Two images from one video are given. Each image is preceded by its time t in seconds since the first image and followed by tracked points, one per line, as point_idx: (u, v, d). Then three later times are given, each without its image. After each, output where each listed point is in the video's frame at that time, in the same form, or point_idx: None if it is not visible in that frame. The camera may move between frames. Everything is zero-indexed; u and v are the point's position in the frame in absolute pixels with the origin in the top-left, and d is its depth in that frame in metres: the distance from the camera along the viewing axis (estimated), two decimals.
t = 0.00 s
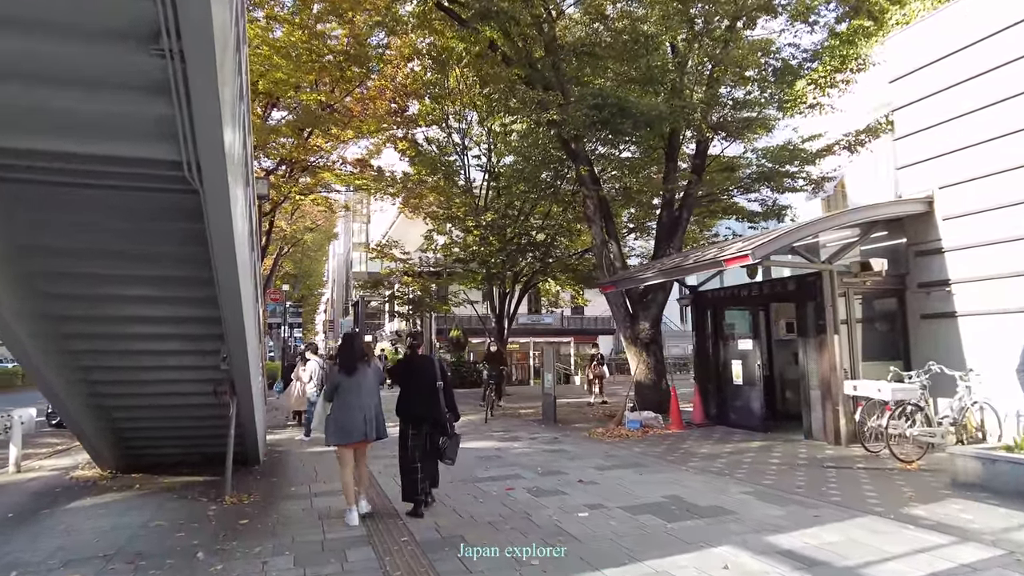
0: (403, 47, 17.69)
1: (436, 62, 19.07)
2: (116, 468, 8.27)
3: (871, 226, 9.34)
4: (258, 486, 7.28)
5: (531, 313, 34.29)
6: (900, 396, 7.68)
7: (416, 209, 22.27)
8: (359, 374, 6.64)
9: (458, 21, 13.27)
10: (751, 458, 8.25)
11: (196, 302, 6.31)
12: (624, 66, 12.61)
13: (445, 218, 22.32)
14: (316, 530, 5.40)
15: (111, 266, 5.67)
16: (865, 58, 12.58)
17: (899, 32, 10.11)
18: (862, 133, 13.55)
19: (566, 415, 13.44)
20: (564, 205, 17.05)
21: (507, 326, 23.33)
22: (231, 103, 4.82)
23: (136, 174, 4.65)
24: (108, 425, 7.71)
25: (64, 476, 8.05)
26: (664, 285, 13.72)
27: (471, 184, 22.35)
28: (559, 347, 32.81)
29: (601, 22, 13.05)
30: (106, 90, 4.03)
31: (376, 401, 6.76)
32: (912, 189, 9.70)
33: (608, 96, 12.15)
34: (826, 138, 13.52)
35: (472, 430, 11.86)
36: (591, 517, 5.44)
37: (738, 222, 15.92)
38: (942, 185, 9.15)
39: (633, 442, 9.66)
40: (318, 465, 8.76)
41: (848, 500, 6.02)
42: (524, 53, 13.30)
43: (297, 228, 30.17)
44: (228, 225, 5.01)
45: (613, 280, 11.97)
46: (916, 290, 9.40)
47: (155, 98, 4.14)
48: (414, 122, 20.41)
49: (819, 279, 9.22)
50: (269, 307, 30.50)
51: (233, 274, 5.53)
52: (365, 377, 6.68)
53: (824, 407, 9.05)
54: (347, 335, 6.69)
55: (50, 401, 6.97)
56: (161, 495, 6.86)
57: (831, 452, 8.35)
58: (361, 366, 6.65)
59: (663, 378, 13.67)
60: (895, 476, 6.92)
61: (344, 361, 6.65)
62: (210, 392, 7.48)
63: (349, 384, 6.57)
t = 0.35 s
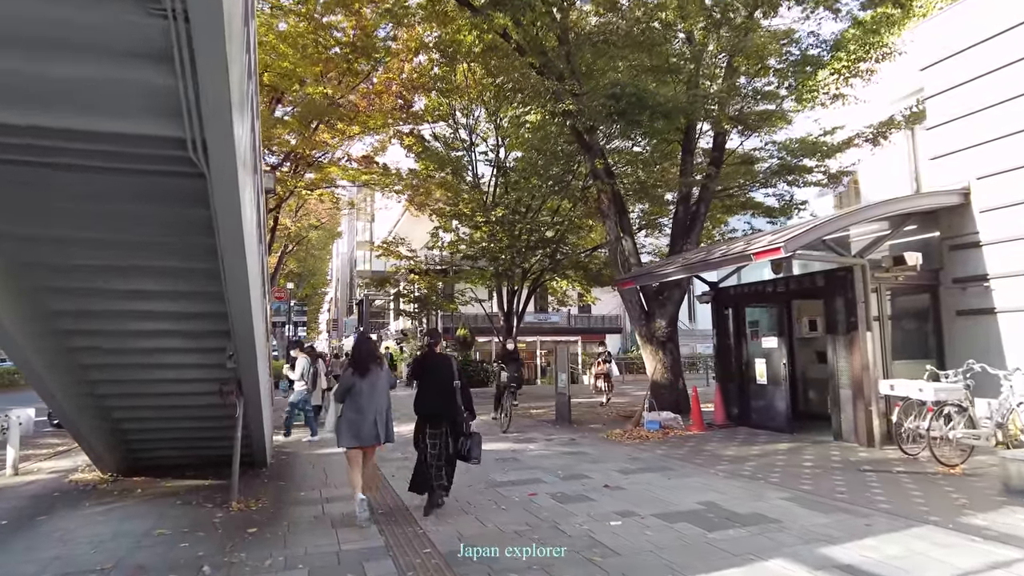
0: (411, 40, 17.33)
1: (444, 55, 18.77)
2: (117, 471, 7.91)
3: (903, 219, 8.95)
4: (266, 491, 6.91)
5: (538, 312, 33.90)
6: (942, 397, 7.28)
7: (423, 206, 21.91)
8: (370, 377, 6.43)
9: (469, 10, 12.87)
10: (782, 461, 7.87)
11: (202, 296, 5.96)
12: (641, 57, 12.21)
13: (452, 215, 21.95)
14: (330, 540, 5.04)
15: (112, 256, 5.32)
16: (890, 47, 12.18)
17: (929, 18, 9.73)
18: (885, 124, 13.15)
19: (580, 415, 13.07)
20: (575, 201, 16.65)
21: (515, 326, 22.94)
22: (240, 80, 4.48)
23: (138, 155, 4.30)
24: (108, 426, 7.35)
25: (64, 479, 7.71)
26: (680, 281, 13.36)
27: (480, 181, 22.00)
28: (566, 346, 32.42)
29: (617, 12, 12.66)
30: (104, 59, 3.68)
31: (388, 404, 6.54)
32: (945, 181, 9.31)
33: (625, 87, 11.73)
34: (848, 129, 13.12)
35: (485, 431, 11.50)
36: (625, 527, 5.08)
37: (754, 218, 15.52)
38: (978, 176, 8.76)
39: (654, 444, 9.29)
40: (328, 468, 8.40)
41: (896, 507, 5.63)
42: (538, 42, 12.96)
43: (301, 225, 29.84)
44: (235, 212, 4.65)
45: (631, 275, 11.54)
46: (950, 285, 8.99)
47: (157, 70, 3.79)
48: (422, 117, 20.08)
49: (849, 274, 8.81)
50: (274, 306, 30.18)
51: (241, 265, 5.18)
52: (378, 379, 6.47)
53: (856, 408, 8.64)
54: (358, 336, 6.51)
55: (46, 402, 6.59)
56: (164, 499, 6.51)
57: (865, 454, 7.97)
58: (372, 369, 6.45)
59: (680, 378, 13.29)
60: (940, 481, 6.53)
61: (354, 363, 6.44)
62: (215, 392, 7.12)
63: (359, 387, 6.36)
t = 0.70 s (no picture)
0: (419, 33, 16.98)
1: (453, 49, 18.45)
2: (117, 477, 7.53)
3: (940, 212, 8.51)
4: (273, 500, 6.52)
5: (545, 311, 33.50)
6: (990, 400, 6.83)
7: (430, 204, 21.54)
8: (378, 377, 6.37)
9: None
10: (817, 467, 7.47)
11: (207, 293, 5.59)
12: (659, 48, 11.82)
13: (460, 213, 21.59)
14: (344, 556, 4.65)
15: (112, 249, 4.98)
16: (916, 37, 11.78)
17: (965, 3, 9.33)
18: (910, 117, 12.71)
19: (595, 418, 12.68)
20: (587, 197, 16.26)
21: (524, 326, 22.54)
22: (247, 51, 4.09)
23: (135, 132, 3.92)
24: (107, 430, 6.97)
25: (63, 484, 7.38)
26: (698, 279, 12.99)
27: (488, 178, 21.66)
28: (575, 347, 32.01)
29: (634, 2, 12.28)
30: (95, 22, 3.29)
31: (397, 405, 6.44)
32: (984, 173, 8.89)
33: (645, 77, 11.31)
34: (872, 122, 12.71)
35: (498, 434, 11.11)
36: (664, 542, 4.69)
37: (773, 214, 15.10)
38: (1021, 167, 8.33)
39: (678, 449, 8.90)
40: (338, 474, 8.01)
41: (953, 519, 5.21)
42: (551, 33, 12.64)
43: (307, 224, 29.52)
44: (242, 198, 4.26)
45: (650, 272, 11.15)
46: (990, 283, 8.55)
47: (155, 34, 3.40)
48: (429, 113, 19.76)
49: (883, 270, 8.38)
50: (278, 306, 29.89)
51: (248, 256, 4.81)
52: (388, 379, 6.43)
53: (892, 411, 8.21)
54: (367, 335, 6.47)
55: (39, 405, 6.21)
56: (167, 508, 6.15)
57: (904, 460, 7.55)
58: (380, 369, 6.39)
59: (698, 379, 12.90)
60: (993, 490, 6.10)
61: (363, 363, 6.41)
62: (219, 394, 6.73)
63: (367, 387, 6.29)
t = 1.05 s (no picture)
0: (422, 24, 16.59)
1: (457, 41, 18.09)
2: (108, 481, 7.13)
3: (977, 203, 8.06)
4: (272, 506, 6.11)
5: (549, 310, 33.09)
6: None
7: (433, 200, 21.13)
8: (375, 373, 6.46)
9: None
10: (849, 468, 7.06)
11: (201, 283, 5.18)
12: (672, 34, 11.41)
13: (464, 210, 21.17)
14: (351, 568, 4.24)
15: (97, 234, 4.57)
16: (939, 22, 11.37)
17: None
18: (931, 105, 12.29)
19: (606, 418, 12.26)
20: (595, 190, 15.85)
21: (529, 324, 22.09)
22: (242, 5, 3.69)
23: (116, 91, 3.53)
24: (96, 432, 6.56)
25: (51, 489, 6.96)
26: (712, 275, 12.60)
27: (492, 174, 21.29)
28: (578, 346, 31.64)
29: None
30: None
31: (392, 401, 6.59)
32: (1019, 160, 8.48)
33: (660, 63, 10.92)
34: (891, 112, 12.32)
35: (507, 434, 10.71)
36: (700, 554, 4.29)
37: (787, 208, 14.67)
38: None
39: (698, 451, 8.49)
40: (341, 477, 7.60)
41: (1011, 524, 4.79)
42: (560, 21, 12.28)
43: (307, 222, 29.10)
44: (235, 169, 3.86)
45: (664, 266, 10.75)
46: None
47: None
48: (433, 107, 19.39)
49: (914, 262, 7.98)
50: (279, 304, 29.52)
51: (243, 238, 4.41)
52: (383, 374, 6.53)
53: (925, 409, 7.79)
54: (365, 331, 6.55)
55: (22, 406, 5.80)
56: (159, 515, 5.75)
57: (940, 461, 7.13)
58: (377, 365, 6.49)
59: (711, 377, 12.53)
60: None
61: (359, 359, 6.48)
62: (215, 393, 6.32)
63: (364, 383, 6.39)
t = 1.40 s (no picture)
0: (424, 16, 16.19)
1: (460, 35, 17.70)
2: (97, 491, 6.73)
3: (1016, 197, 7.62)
4: (271, 520, 5.71)
5: (553, 309, 32.67)
6: None
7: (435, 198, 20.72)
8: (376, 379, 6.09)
9: None
10: (883, 476, 6.65)
11: (192, 281, 4.78)
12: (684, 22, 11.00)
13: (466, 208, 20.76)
14: None
15: (75, 226, 4.15)
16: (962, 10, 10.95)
17: None
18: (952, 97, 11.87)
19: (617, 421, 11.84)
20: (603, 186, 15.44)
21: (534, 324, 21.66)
22: None
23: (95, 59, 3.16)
24: (83, 440, 6.16)
25: (35, 499, 6.56)
26: (726, 273, 12.28)
27: (497, 171, 20.90)
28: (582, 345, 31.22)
29: None
30: None
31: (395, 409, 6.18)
32: None
33: (673, 52, 10.51)
34: (911, 104, 11.92)
35: (515, 438, 10.30)
36: None
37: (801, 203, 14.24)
38: None
39: (718, 457, 8.08)
40: (344, 485, 7.21)
41: None
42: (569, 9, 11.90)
43: (308, 220, 28.68)
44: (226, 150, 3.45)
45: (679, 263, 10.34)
46: None
47: None
48: (435, 102, 18.98)
49: (947, 259, 7.57)
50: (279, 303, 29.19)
51: (236, 226, 4.00)
52: (384, 380, 6.14)
53: (962, 414, 7.36)
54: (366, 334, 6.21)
55: None
56: (150, 530, 5.35)
57: (980, 469, 6.72)
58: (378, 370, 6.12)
59: (724, 377, 12.28)
60: None
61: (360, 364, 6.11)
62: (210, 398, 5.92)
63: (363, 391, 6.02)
